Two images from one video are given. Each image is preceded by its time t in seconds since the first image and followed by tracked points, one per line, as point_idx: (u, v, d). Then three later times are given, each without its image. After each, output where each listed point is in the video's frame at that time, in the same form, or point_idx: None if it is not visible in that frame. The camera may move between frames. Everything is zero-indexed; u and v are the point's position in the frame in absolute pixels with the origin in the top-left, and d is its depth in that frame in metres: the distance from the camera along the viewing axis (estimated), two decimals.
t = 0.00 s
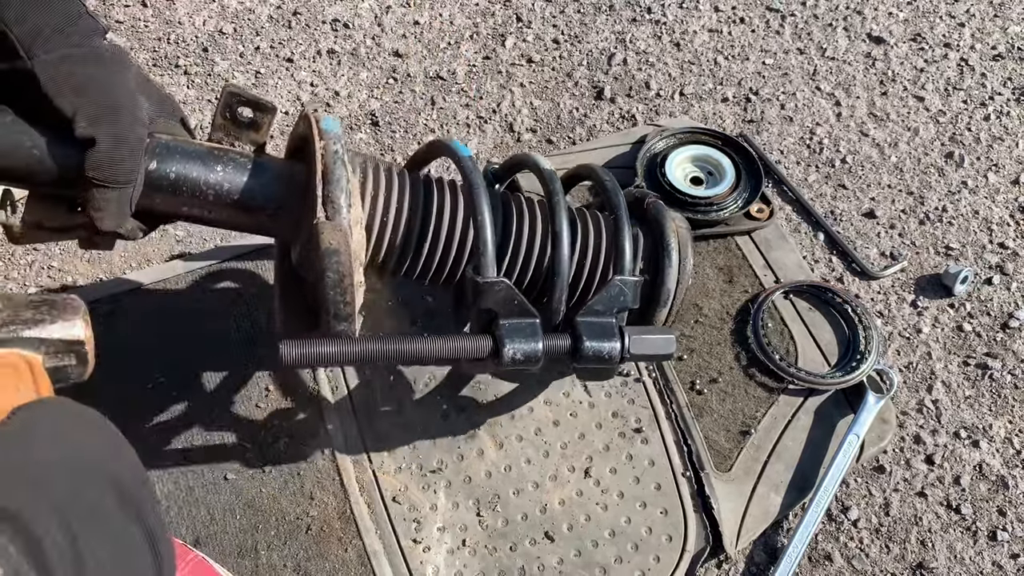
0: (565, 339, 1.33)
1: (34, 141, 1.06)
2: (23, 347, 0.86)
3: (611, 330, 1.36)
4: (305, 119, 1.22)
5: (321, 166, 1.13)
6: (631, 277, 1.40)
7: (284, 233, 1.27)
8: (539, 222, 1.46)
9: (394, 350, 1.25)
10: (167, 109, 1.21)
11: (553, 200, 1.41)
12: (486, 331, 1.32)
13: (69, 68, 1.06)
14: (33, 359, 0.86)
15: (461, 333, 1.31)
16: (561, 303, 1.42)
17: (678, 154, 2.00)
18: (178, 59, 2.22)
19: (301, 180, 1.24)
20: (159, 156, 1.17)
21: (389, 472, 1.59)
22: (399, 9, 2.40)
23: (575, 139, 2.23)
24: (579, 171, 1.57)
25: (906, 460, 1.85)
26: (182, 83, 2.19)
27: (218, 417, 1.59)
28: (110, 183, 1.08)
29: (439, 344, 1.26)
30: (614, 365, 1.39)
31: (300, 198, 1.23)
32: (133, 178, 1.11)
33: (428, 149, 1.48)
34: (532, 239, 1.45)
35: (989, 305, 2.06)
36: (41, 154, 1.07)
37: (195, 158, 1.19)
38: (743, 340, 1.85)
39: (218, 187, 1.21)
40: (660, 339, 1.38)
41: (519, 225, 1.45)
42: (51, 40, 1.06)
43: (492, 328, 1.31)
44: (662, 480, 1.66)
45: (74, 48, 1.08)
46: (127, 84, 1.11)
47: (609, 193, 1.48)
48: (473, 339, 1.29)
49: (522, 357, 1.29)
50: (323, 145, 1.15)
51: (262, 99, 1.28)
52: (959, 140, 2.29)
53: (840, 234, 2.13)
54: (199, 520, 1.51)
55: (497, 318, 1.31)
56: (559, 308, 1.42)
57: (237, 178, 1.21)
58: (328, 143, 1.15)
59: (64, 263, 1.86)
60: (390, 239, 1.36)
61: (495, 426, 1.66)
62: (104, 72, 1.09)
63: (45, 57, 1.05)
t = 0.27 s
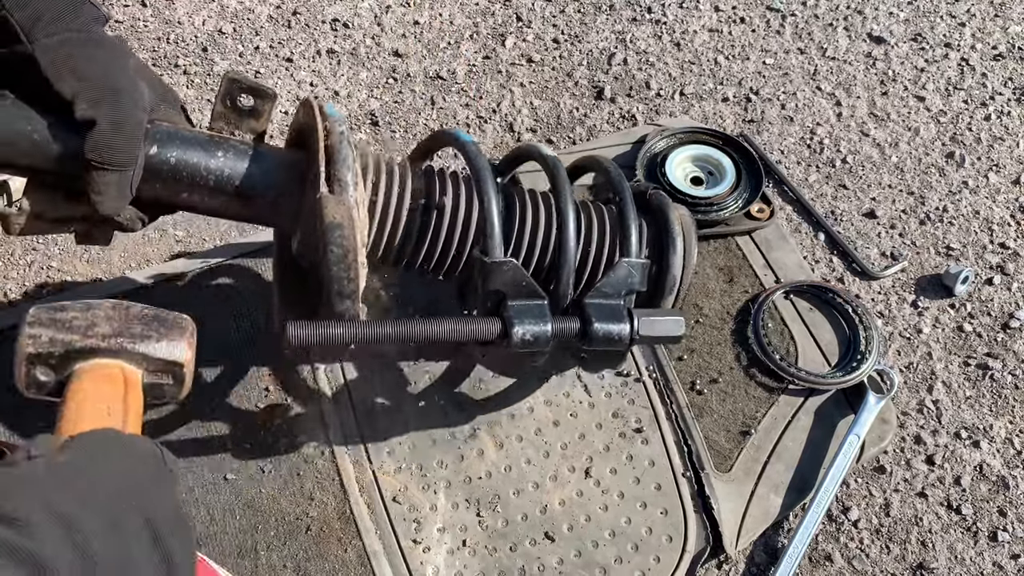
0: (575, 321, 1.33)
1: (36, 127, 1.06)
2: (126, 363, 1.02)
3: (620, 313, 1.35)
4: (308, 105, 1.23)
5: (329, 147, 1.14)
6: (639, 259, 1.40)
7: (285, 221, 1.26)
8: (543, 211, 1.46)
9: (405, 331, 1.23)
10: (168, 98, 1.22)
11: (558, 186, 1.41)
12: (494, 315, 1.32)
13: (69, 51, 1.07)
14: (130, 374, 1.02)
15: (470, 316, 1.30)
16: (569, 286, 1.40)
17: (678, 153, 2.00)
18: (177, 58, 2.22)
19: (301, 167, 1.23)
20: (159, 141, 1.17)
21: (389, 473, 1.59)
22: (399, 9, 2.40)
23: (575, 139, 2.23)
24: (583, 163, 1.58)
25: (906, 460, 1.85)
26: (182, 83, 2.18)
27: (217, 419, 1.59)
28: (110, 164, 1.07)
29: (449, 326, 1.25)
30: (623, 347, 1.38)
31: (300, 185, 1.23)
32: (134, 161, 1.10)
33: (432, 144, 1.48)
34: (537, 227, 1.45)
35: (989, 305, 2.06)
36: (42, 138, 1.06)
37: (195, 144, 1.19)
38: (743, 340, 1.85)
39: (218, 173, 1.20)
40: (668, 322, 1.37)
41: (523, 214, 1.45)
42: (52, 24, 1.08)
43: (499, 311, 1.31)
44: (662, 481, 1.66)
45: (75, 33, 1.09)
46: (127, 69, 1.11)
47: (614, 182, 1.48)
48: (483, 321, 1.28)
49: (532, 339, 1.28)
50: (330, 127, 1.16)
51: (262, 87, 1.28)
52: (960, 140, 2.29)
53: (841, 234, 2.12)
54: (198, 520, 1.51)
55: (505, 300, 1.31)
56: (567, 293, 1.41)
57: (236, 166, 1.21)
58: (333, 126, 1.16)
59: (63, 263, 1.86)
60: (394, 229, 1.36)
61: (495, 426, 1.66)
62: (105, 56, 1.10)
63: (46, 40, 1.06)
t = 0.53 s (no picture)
0: (568, 335, 1.34)
1: (29, 131, 1.07)
2: (200, 391, 1.04)
3: (614, 325, 1.36)
4: (304, 113, 1.23)
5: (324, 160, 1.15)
6: (633, 272, 1.40)
7: (279, 226, 1.26)
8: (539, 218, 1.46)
9: (396, 345, 1.25)
10: (162, 104, 1.22)
11: (553, 195, 1.40)
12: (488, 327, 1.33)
13: (64, 58, 1.06)
14: (204, 402, 1.04)
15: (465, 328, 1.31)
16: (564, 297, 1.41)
17: (678, 153, 2.00)
18: (178, 59, 2.22)
19: (296, 175, 1.24)
20: (153, 147, 1.17)
21: (389, 472, 1.60)
22: (399, 10, 2.40)
23: (575, 139, 2.23)
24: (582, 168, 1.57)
25: (906, 460, 1.85)
26: (182, 83, 2.19)
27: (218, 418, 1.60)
28: (103, 172, 1.08)
29: (443, 339, 1.26)
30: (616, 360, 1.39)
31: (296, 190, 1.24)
32: (126, 168, 1.10)
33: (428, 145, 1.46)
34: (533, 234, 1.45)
35: (989, 305, 2.06)
36: (35, 143, 1.07)
37: (190, 150, 1.20)
38: (743, 340, 1.85)
39: (213, 178, 1.20)
40: (659, 334, 1.38)
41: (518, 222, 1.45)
42: (48, 30, 1.06)
43: (493, 324, 1.31)
44: (662, 480, 1.66)
45: (70, 38, 1.08)
46: (122, 76, 1.11)
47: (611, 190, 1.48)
48: (476, 333, 1.29)
49: (524, 352, 1.29)
50: (326, 139, 1.16)
51: (257, 93, 1.28)
52: (960, 140, 2.29)
53: (840, 234, 2.12)
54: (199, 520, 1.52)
55: (499, 313, 1.31)
56: (561, 304, 1.42)
57: (231, 171, 1.22)
58: (330, 137, 1.16)
59: (64, 263, 1.86)
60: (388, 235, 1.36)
61: (495, 426, 1.66)
62: (100, 63, 1.09)
63: (40, 47, 1.05)
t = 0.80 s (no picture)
0: (566, 340, 1.32)
1: (31, 128, 1.07)
2: (216, 385, 0.98)
3: (612, 332, 1.35)
4: (306, 115, 1.23)
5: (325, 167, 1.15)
6: (633, 280, 1.41)
7: (278, 227, 1.27)
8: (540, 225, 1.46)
9: (391, 351, 1.20)
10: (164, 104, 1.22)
11: (555, 202, 1.41)
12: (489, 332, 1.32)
13: (66, 57, 1.05)
14: (221, 397, 0.98)
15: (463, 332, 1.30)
16: (564, 304, 1.42)
17: (679, 153, 2.00)
18: (177, 58, 2.22)
19: (296, 176, 1.25)
20: (154, 146, 1.17)
21: (389, 472, 1.60)
22: (399, 9, 2.40)
23: (575, 139, 2.23)
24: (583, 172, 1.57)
25: (905, 460, 1.85)
26: (182, 83, 2.19)
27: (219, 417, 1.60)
28: (105, 169, 1.09)
29: (441, 345, 1.23)
30: (614, 366, 1.37)
31: (295, 192, 1.24)
32: (126, 165, 1.11)
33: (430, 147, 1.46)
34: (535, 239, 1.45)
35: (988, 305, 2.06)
36: (37, 140, 1.08)
37: (191, 149, 1.20)
38: (742, 340, 1.85)
39: (213, 178, 1.21)
40: (661, 342, 1.36)
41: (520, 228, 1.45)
42: (50, 27, 1.05)
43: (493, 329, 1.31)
44: (661, 480, 1.67)
45: (73, 35, 1.07)
46: (125, 75, 1.11)
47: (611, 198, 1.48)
48: (476, 338, 1.27)
49: (523, 358, 1.27)
50: (328, 145, 1.17)
51: (259, 93, 1.29)
52: (959, 140, 2.29)
53: (840, 234, 2.13)
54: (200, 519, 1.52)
55: (499, 318, 1.31)
56: (561, 310, 1.43)
57: (232, 171, 1.22)
58: (331, 143, 1.17)
59: (65, 263, 1.86)
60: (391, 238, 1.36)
61: (495, 425, 1.67)
62: (103, 61, 1.09)
63: (42, 44, 1.04)
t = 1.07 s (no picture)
0: (552, 356, 1.31)
1: (24, 130, 1.07)
2: (123, 324, 1.10)
3: (601, 350, 1.33)
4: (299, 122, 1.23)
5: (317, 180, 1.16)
6: (624, 298, 1.38)
7: (274, 231, 1.26)
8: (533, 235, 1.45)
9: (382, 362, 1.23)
10: (161, 103, 1.21)
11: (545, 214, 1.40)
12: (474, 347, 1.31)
13: (62, 59, 1.05)
14: (127, 334, 1.10)
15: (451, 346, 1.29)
16: (552, 317, 1.40)
17: (679, 154, 1.99)
18: (177, 59, 2.22)
19: (289, 182, 1.24)
20: (147, 150, 1.17)
21: (389, 473, 1.59)
22: (399, 9, 2.40)
23: (575, 139, 2.23)
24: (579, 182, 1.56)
25: (907, 460, 1.85)
26: (182, 83, 2.18)
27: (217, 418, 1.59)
28: (98, 174, 1.08)
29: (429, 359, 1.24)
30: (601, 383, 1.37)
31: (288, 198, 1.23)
32: (121, 170, 1.10)
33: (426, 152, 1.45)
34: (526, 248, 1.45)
35: (989, 305, 2.06)
36: (31, 143, 1.07)
37: (184, 153, 1.19)
38: (743, 341, 1.85)
39: (207, 182, 1.20)
40: (646, 361, 1.36)
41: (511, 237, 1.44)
42: (46, 30, 1.05)
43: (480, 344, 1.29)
44: (662, 481, 1.66)
45: (69, 38, 1.07)
46: (121, 78, 1.11)
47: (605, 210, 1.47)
48: (462, 351, 1.27)
49: (508, 374, 1.27)
50: (319, 157, 1.18)
51: (255, 97, 1.27)
52: (960, 140, 2.29)
53: (841, 234, 2.12)
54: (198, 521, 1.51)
55: (486, 334, 1.28)
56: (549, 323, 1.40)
57: (226, 174, 1.22)
58: (324, 155, 1.18)
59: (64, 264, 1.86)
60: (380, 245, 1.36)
61: (495, 427, 1.66)
62: (99, 62, 1.09)
63: (38, 46, 1.04)
